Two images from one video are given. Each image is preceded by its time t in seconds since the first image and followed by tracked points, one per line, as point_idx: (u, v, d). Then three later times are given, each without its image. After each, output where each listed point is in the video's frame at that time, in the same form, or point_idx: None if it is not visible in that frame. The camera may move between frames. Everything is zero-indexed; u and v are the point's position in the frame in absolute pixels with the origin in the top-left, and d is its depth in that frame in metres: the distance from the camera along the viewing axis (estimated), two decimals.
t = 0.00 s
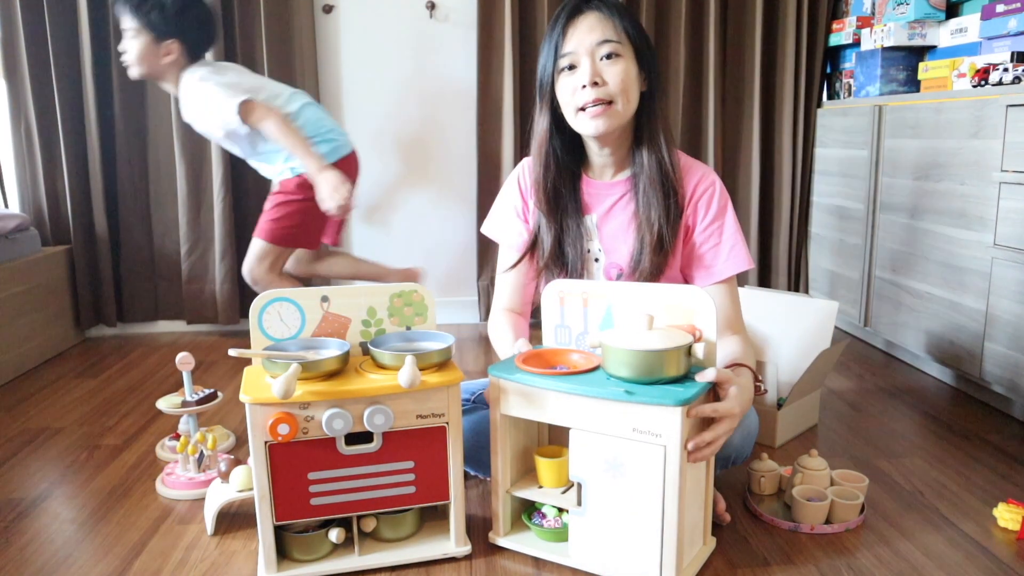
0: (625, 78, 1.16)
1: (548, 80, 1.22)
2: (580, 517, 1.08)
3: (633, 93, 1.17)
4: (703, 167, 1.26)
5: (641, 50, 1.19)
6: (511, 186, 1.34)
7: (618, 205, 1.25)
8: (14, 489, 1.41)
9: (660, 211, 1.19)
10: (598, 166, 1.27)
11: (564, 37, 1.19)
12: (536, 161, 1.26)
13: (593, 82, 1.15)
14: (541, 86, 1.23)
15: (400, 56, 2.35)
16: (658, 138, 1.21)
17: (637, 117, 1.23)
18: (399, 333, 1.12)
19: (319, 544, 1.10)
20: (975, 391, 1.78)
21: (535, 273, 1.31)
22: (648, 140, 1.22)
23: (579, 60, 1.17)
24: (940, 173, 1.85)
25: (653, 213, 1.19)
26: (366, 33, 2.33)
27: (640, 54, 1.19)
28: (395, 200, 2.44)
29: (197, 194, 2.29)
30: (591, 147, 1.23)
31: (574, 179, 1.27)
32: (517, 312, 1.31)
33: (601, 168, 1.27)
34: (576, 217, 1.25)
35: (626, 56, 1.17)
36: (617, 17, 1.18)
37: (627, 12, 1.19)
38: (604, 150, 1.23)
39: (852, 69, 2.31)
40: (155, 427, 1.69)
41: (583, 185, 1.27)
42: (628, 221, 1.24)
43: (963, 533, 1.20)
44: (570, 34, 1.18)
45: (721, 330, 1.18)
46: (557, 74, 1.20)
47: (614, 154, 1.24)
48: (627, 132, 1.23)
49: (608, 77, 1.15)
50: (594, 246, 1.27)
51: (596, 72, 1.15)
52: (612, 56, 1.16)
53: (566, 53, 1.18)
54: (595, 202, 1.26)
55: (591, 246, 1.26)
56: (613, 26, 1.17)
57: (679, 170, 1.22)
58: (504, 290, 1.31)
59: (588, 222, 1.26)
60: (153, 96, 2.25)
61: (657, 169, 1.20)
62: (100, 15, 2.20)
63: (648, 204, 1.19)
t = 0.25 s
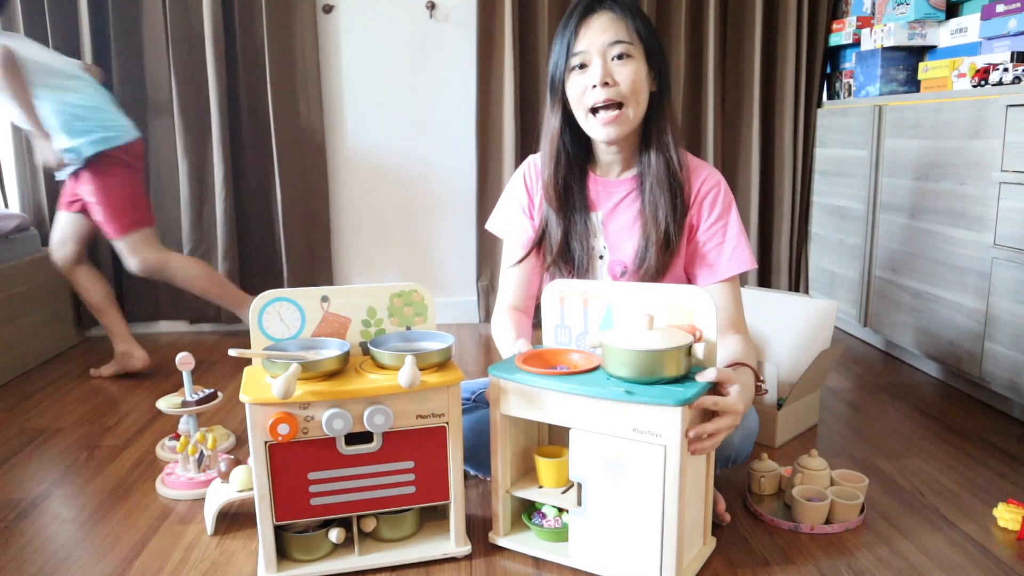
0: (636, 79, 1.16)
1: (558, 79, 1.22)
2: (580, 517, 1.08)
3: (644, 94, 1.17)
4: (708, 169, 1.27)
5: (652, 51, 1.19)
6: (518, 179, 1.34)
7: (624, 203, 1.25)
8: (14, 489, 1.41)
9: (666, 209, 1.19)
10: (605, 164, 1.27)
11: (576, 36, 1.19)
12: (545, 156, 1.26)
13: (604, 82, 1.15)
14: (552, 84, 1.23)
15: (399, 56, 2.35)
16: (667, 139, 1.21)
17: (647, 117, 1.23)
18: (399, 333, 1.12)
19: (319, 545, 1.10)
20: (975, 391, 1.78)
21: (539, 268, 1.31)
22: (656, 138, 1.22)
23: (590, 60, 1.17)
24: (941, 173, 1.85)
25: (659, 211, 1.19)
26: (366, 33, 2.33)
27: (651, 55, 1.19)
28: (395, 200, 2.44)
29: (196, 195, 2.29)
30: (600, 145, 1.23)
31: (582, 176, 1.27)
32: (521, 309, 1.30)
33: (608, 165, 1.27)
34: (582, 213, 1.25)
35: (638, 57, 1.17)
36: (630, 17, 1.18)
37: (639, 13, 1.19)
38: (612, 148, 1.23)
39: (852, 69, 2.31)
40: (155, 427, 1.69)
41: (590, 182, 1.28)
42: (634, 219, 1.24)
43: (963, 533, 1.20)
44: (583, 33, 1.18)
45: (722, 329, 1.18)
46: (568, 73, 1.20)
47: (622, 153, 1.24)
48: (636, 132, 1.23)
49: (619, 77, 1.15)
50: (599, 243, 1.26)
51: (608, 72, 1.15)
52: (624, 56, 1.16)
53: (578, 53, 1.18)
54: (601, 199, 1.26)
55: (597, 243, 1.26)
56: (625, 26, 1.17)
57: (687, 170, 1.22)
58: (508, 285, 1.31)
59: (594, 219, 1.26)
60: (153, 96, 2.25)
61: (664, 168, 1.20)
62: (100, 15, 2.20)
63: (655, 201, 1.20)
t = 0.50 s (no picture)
0: (642, 77, 1.16)
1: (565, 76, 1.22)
2: (580, 517, 1.08)
3: (650, 92, 1.17)
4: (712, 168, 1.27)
5: (658, 50, 1.19)
6: (523, 178, 1.35)
7: (629, 200, 1.25)
8: (15, 489, 1.41)
9: (671, 206, 1.19)
10: (610, 162, 1.27)
11: (583, 34, 1.19)
12: (552, 152, 1.26)
13: (610, 79, 1.15)
14: (559, 81, 1.23)
15: (399, 56, 2.35)
16: (672, 136, 1.22)
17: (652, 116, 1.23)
18: (399, 333, 1.12)
19: (319, 544, 1.10)
20: (975, 391, 1.78)
21: (543, 266, 1.30)
22: (662, 136, 1.22)
23: (597, 57, 1.17)
24: (941, 173, 1.85)
25: (664, 207, 1.19)
26: (366, 32, 2.33)
27: (657, 54, 1.19)
28: (395, 200, 2.44)
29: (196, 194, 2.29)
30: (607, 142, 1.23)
31: (588, 173, 1.27)
32: (527, 306, 1.30)
33: (614, 163, 1.27)
34: (587, 210, 1.25)
35: (644, 55, 1.17)
36: (636, 16, 1.18)
37: (646, 12, 1.19)
38: (618, 146, 1.23)
39: (852, 69, 2.31)
40: (155, 427, 1.69)
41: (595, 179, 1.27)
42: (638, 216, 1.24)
43: (963, 533, 1.20)
44: (590, 31, 1.18)
45: (723, 329, 1.18)
46: (575, 70, 1.20)
47: (627, 151, 1.24)
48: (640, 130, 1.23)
49: (625, 74, 1.15)
50: (603, 240, 1.26)
51: (614, 69, 1.15)
52: (630, 54, 1.16)
53: (584, 50, 1.18)
54: (606, 196, 1.26)
55: (601, 241, 1.26)
56: (632, 24, 1.17)
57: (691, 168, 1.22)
58: (514, 283, 1.31)
59: (599, 217, 1.26)
60: (152, 95, 2.25)
61: (669, 165, 1.20)
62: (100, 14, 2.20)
63: (660, 198, 1.20)
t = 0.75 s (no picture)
0: (642, 74, 1.16)
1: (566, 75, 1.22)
2: (580, 517, 1.08)
3: (650, 90, 1.17)
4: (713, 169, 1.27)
5: (659, 48, 1.19)
6: (526, 176, 1.35)
7: (630, 199, 1.25)
8: (15, 489, 1.41)
9: (673, 205, 1.19)
10: (612, 161, 1.27)
11: (584, 33, 1.19)
12: (555, 150, 1.26)
13: (610, 77, 1.15)
14: (561, 80, 1.23)
15: (399, 55, 2.35)
16: (674, 131, 1.21)
17: (653, 114, 1.23)
18: (399, 333, 1.12)
19: (319, 545, 1.10)
20: (975, 391, 1.78)
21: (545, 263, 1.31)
22: (663, 133, 1.22)
23: (597, 56, 1.17)
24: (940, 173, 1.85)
25: (666, 206, 1.19)
26: (365, 32, 2.33)
27: (658, 52, 1.19)
28: (394, 200, 2.44)
29: (195, 194, 2.29)
30: (608, 141, 1.23)
31: (591, 172, 1.27)
32: (528, 305, 1.30)
33: (615, 163, 1.27)
34: (590, 208, 1.25)
35: (645, 53, 1.17)
36: (636, 15, 1.18)
37: (646, 11, 1.19)
38: (619, 143, 1.23)
39: (852, 69, 2.31)
40: (155, 427, 1.69)
41: (597, 177, 1.27)
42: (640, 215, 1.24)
43: (963, 533, 1.20)
44: (591, 30, 1.19)
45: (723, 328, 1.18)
46: (576, 69, 1.20)
47: (629, 149, 1.24)
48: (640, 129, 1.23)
49: (625, 72, 1.15)
50: (605, 239, 1.26)
51: (614, 67, 1.15)
52: (630, 52, 1.16)
53: (585, 50, 1.18)
54: (608, 195, 1.26)
55: (603, 239, 1.26)
56: (632, 23, 1.18)
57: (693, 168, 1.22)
58: (515, 281, 1.31)
59: (601, 215, 1.26)
60: (152, 95, 2.25)
61: (671, 165, 1.20)
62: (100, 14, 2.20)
63: (662, 196, 1.20)
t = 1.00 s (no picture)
0: (639, 74, 1.16)
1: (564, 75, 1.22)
2: (580, 517, 1.08)
3: (648, 91, 1.17)
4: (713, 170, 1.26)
5: (657, 47, 1.19)
6: (527, 175, 1.35)
7: (630, 198, 1.25)
8: (15, 489, 1.41)
9: (672, 205, 1.19)
10: (611, 161, 1.27)
11: (581, 34, 1.19)
12: (555, 150, 1.27)
13: (607, 77, 1.15)
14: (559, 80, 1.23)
15: (399, 55, 2.35)
16: (672, 131, 1.21)
17: (652, 114, 1.23)
18: (399, 333, 1.12)
19: (319, 544, 1.10)
20: (976, 391, 1.78)
21: (545, 262, 1.31)
22: (663, 133, 1.22)
23: (595, 56, 1.17)
24: (940, 173, 1.85)
25: (665, 206, 1.19)
26: (365, 31, 2.33)
27: (656, 51, 1.19)
28: (394, 200, 2.44)
29: (195, 194, 2.29)
30: (608, 141, 1.23)
31: (591, 171, 1.27)
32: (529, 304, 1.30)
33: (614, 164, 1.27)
34: (590, 207, 1.25)
35: (642, 53, 1.17)
36: (634, 14, 1.18)
37: (644, 11, 1.19)
38: (619, 143, 1.23)
39: (853, 69, 2.31)
40: (155, 427, 1.69)
41: (597, 177, 1.27)
42: (640, 215, 1.24)
43: (963, 533, 1.20)
44: (588, 30, 1.19)
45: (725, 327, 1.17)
46: (574, 69, 1.21)
47: (628, 149, 1.24)
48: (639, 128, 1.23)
49: (622, 72, 1.15)
50: (605, 238, 1.26)
51: (611, 67, 1.15)
52: (627, 52, 1.16)
53: (583, 50, 1.19)
54: (607, 194, 1.26)
55: (603, 238, 1.26)
56: (629, 23, 1.17)
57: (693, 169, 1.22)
58: (516, 280, 1.31)
59: (601, 214, 1.26)
60: (152, 95, 2.25)
61: (670, 166, 1.20)
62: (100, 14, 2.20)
63: (661, 196, 1.20)
